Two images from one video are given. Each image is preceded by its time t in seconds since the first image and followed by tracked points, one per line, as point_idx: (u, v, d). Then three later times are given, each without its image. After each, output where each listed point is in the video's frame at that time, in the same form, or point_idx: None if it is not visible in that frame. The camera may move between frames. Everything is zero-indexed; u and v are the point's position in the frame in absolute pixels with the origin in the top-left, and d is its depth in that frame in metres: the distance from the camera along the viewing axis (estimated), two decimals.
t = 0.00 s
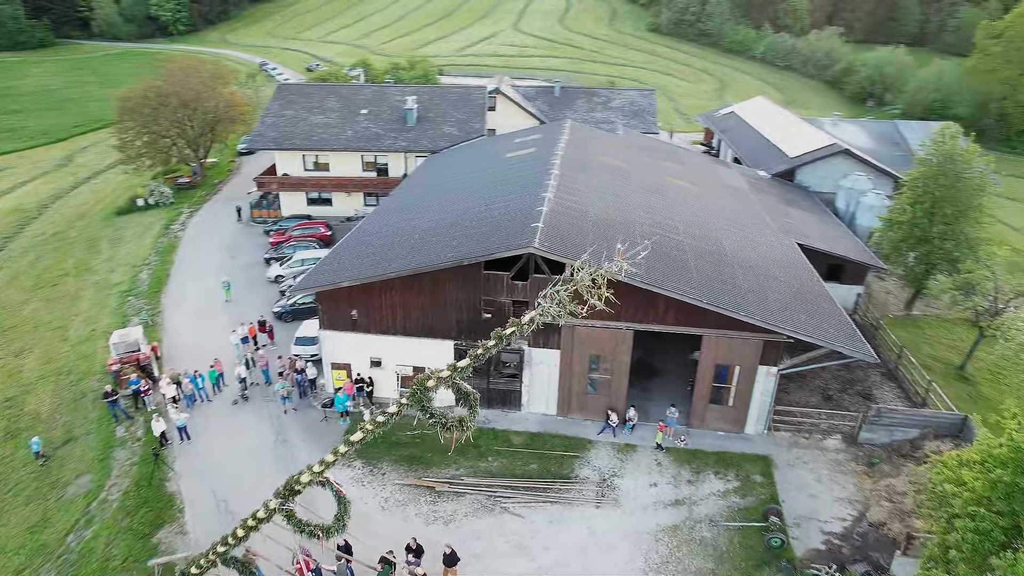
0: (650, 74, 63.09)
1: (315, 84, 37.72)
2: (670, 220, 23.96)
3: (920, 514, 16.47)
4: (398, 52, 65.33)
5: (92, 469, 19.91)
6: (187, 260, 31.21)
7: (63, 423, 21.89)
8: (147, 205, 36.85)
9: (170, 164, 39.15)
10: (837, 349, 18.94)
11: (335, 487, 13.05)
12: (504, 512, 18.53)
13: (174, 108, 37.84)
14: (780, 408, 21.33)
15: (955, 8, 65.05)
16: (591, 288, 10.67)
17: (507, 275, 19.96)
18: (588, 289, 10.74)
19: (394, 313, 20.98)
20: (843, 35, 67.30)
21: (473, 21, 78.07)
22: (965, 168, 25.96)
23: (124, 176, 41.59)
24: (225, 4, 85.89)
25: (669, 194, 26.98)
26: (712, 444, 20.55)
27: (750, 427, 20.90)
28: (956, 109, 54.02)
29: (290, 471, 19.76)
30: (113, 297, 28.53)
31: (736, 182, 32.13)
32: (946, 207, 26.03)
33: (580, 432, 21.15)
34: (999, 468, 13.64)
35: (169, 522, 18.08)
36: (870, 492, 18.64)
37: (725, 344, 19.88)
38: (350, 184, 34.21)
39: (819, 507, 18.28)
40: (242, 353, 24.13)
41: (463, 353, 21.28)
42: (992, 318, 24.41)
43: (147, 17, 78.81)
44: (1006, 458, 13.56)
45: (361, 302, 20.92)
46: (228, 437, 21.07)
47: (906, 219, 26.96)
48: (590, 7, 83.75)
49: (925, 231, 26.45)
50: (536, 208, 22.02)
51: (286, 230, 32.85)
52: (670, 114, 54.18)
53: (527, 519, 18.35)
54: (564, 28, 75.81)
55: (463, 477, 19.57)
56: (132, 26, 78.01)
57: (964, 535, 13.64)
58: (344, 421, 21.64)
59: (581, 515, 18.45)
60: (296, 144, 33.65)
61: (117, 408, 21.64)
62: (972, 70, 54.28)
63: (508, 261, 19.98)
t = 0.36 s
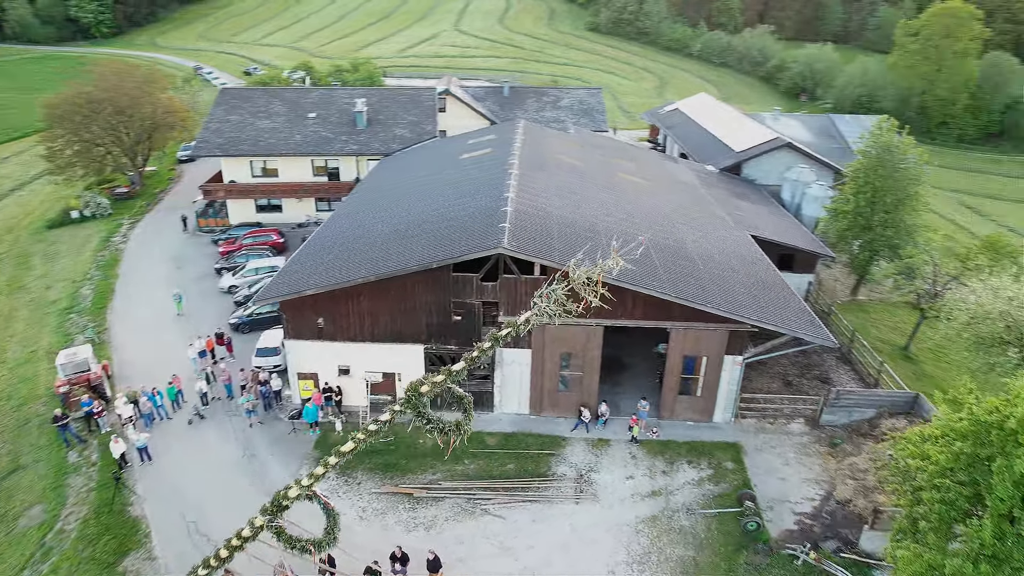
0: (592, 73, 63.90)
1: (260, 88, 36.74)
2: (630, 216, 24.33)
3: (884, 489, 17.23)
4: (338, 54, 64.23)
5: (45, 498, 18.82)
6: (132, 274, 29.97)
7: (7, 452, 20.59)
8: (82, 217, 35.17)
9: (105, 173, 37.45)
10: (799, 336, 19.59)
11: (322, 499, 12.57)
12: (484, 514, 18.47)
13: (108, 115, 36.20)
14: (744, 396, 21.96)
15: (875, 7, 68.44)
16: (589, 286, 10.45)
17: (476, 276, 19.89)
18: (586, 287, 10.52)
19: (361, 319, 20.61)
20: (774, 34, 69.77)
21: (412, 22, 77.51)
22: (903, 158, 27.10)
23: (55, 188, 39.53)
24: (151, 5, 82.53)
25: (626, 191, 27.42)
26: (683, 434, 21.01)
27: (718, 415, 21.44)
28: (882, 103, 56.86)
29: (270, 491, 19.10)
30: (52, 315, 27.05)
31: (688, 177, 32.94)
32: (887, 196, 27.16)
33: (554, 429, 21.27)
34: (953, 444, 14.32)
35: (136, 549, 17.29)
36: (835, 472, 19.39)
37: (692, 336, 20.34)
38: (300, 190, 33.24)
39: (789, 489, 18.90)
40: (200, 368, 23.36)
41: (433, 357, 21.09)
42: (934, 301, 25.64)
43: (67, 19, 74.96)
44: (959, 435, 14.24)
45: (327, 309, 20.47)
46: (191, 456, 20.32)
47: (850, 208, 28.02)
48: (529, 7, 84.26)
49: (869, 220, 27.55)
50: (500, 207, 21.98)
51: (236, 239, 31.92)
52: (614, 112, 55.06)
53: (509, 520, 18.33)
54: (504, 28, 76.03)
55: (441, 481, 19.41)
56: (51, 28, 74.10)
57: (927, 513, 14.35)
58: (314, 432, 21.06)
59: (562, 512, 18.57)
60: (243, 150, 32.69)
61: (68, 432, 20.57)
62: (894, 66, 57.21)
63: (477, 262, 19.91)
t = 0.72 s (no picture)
0: (532, 72, 64.31)
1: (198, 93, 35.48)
2: (590, 214, 24.61)
3: (848, 468, 18.02)
4: (274, 57, 62.62)
5: None
6: (70, 290, 28.53)
7: None
8: (9, 232, 33.19)
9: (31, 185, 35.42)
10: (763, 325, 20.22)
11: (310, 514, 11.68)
12: (464, 518, 18.36)
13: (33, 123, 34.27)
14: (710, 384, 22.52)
15: (799, 6, 71.35)
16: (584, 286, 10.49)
17: (444, 279, 19.76)
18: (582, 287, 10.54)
19: (327, 328, 20.17)
20: (707, 32, 71.81)
21: (348, 23, 76.32)
22: (841, 150, 28.39)
23: None
24: (68, 7, 78.42)
25: (583, 189, 27.73)
26: (654, 426, 21.40)
27: (685, 406, 21.94)
28: (811, 98, 59.41)
29: (248, 514, 18.37)
30: None
31: (639, 174, 33.61)
32: (829, 187, 28.41)
33: (526, 428, 21.32)
34: (914, 420, 14.97)
35: None
36: (800, 454, 20.09)
37: (658, 329, 20.74)
38: (247, 198, 32.42)
39: (759, 474, 19.50)
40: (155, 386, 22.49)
41: (402, 363, 20.81)
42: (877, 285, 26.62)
43: None
44: (920, 411, 14.88)
45: (292, 319, 19.99)
46: (151, 478, 19.51)
47: (795, 200, 29.15)
48: (465, 7, 84.14)
49: (813, 211, 28.73)
50: (465, 209, 21.87)
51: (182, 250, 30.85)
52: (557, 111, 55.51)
53: (489, 522, 18.28)
54: (442, 29, 75.67)
55: (417, 487, 19.17)
56: None
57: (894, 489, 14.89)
58: (282, 445, 20.56)
59: (542, 511, 18.63)
60: (185, 158, 31.50)
61: (15, 461, 19.41)
62: (820, 62, 59.83)
63: (444, 265, 19.78)
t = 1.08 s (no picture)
0: (471, 73, 64.25)
1: (131, 100, 33.96)
2: (549, 213, 24.79)
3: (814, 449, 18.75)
4: (204, 61, 60.52)
5: None
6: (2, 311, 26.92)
7: None
8: None
9: None
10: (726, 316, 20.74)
11: (299, 529, 10.70)
12: (444, 523, 18.19)
13: None
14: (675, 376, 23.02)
15: (728, 6, 73.71)
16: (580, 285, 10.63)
17: (412, 284, 19.54)
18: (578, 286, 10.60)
19: (292, 338, 19.66)
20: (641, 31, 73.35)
21: (281, 26, 74.52)
22: (784, 144, 29.63)
23: None
24: None
25: (538, 190, 27.91)
26: (624, 420, 21.73)
27: (653, 399, 22.36)
28: (744, 94, 61.47)
29: (223, 535, 17.70)
30: None
31: (590, 173, 34.06)
32: (775, 181, 29.54)
33: (499, 429, 21.29)
34: (877, 399, 15.56)
35: None
36: (765, 438, 20.77)
37: (626, 324, 21.07)
38: (191, 208, 31.19)
39: (729, 461, 20.07)
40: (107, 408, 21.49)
41: (371, 370, 20.46)
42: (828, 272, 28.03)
43: None
44: (882, 390, 15.43)
45: (255, 331, 19.41)
46: (109, 504, 18.59)
47: (744, 195, 30.23)
48: (400, 9, 83.41)
49: (762, 204, 29.84)
50: (427, 212, 21.63)
51: (124, 264, 29.57)
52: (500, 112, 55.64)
53: (470, 525, 18.17)
54: (378, 31, 74.80)
55: (394, 495, 18.88)
56: None
57: (862, 466, 15.41)
58: (250, 461, 19.98)
59: (521, 511, 18.65)
60: (121, 168, 30.11)
61: None
62: (751, 60, 62.00)
63: (411, 269, 19.57)
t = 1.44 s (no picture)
0: (409, 75, 63.73)
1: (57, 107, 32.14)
2: (508, 213, 24.87)
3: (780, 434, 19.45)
4: (129, 67, 57.99)
5: None
6: None
7: None
8: None
9: None
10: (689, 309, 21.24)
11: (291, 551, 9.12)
12: (424, 530, 17.97)
13: None
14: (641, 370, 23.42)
15: (658, 5, 75.60)
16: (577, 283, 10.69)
17: (379, 290, 19.24)
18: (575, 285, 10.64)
19: (257, 351, 19.08)
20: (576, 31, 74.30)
21: (208, 30, 72.17)
22: (729, 140, 30.56)
23: None
24: None
25: (494, 191, 27.97)
26: (594, 415, 22.01)
27: (620, 393, 22.72)
28: (679, 92, 63.19)
29: (192, 560, 17.00)
30: None
31: (541, 173, 34.26)
32: (720, 176, 30.60)
33: (470, 431, 21.19)
34: (842, 381, 16.23)
35: None
36: (731, 426, 21.42)
37: (593, 320, 21.31)
38: (128, 220, 29.80)
39: (698, 450, 20.60)
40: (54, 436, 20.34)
41: (339, 380, 20.05)
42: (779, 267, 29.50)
43: None
44: (846, 372, 16.11)
45: (217, 346, 18.75)
46: (63, 537, 17.56)
47: (692, 190, 31.20)
48: (332, 12, 82.07)
49: (709, 199, 30.86)
50: (389, 216, 21.33)
51: (59, 282, 28.02)
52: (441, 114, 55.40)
53: (450, 531, 18.01)
54: (311, 34, 73.40)
55: (371, 506, 18.55)
56: None
57: (830, 446, 16.10)
58: (216, 480, 19.31)
59: (500, 512, 18.61)
60: (52, 179, 28.49)
61: None
62: (685, 59, 63.75)
63: (378, 275, 19.27)
